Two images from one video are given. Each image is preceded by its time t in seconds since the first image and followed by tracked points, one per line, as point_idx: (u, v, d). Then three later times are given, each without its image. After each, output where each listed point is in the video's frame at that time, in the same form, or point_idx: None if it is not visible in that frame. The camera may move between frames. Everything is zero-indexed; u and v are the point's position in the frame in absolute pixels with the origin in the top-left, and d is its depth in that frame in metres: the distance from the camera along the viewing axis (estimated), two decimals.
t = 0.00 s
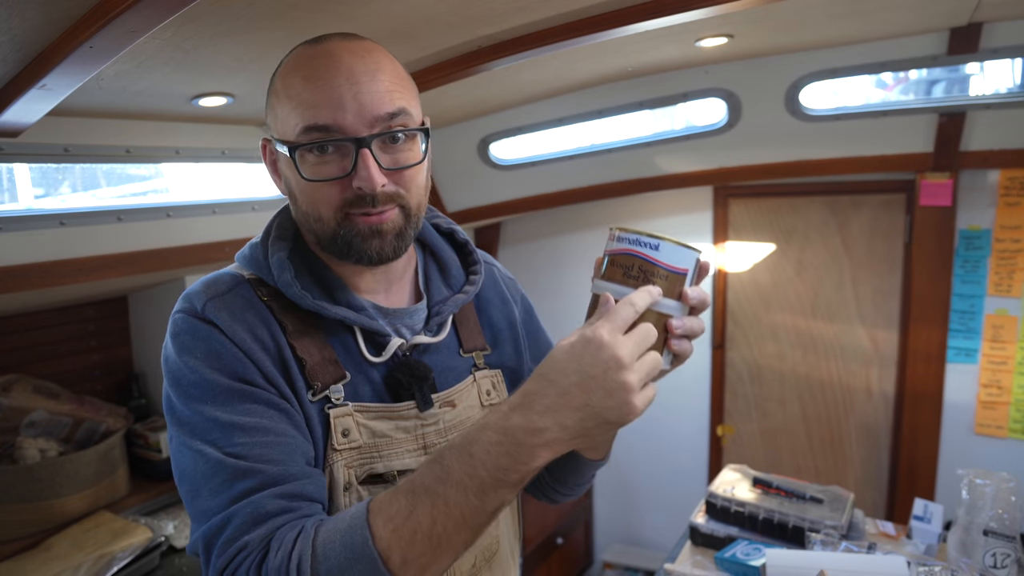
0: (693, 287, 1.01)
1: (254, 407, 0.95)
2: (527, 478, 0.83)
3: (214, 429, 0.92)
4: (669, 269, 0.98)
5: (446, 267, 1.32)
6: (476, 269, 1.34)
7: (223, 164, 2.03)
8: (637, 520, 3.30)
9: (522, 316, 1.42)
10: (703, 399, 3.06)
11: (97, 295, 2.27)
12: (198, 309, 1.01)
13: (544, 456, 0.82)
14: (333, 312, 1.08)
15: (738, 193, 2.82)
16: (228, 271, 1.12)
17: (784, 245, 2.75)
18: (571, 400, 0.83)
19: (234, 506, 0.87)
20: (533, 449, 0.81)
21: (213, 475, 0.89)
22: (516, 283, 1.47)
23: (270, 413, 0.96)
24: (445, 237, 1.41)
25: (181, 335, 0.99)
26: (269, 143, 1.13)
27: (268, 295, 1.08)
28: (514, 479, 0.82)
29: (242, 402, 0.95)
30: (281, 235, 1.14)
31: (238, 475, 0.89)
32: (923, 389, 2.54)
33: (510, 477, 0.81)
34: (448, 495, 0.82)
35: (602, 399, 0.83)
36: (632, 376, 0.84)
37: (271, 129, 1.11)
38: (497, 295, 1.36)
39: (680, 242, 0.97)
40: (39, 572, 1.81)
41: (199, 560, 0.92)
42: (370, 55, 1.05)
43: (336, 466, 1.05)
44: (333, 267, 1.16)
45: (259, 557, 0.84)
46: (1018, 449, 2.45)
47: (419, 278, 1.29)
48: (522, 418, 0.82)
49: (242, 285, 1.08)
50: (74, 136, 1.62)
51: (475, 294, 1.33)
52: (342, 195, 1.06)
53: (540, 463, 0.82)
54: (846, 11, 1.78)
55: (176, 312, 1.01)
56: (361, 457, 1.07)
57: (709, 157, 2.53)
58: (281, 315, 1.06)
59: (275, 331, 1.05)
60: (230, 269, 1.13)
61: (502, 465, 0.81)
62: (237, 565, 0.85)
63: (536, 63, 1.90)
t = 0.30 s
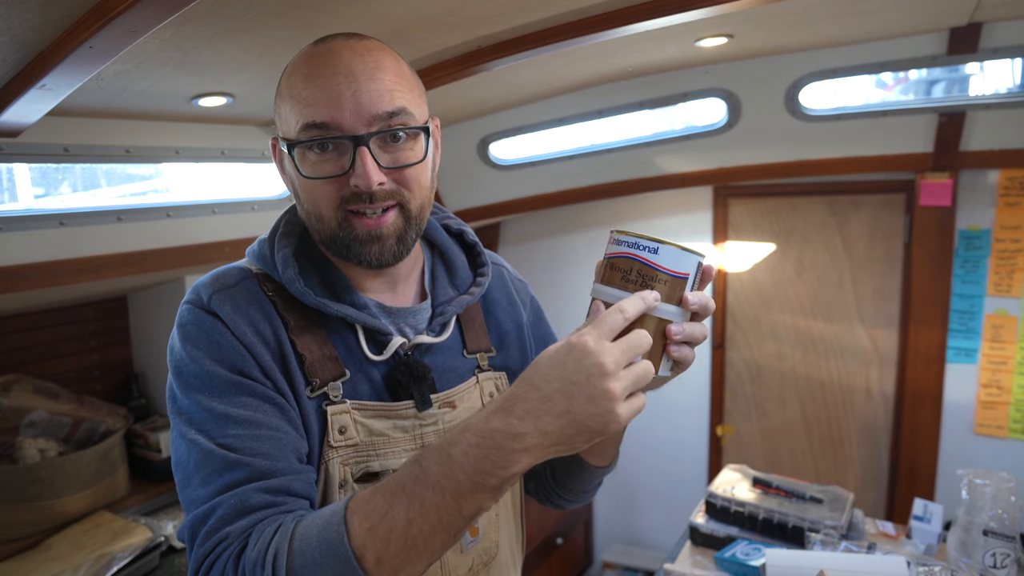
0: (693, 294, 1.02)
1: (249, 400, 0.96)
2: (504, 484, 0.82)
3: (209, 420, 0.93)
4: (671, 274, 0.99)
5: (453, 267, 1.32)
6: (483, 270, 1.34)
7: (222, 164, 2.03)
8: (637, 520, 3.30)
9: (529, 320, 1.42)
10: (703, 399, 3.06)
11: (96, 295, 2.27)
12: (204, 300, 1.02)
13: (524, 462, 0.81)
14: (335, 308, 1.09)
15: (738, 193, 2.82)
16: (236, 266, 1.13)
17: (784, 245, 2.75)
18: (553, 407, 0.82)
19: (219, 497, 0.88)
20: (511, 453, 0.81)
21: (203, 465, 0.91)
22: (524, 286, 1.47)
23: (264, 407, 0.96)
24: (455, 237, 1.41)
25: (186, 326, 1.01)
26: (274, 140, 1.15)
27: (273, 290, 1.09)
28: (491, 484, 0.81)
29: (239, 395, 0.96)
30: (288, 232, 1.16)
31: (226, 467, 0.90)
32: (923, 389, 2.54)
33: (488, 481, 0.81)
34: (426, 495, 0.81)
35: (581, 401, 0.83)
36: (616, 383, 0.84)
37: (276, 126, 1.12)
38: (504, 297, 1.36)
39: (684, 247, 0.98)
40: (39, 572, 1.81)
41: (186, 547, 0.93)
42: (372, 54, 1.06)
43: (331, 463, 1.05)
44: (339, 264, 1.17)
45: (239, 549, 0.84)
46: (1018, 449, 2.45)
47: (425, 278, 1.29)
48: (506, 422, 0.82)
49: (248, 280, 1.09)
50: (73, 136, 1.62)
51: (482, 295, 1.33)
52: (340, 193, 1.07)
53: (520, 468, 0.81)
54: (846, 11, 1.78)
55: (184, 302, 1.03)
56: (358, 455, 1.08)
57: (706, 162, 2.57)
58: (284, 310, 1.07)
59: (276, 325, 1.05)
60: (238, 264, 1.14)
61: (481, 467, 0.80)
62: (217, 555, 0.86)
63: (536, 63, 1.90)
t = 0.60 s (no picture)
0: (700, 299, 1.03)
1: (225, 403, 0.96)
2: (418, 479, 0.72)
3: (185, 420, 0.95)
4: (679, 281, 1.00)
5: (458, 266, 1.33)
6: (489, 270, 1.35)
7: (222, 164, 2.03)
8: (637, 520, 3.30)
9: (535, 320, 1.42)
10: (703, 398, 3.06)
11: (96, 295, 2.27)
12: (203, 296, 1.04)
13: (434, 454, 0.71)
14: (338, 304, 1.10)
15: (738, 193, 2.82)
16: (244, 261, 1.14)
17: (784, 245, 2.75)
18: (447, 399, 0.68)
19: (173, 499, 0.89)
20: (415, 446, 0.70)
21: (170, 464, 0.92)
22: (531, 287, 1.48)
23: (239, 411, 0.97)
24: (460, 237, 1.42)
25: (183, 321, 1.02)
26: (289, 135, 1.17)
27: (275, 288, 1.09)
28: (403, 479, 0.72)
29: (217, 396, 0.96)
30: (296, 228, 1.16)
31: (188, 469, 0.91)
32: (923, 388, 2.54)
33: (399, 476, 0.72)
34: (341, 490, 0.74)
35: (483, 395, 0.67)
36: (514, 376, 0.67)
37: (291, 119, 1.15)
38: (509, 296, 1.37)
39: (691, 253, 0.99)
40: (40, 572, 1.81)
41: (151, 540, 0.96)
42: (382, 48, 1.09)
43: (332, 459, 1.05)
44: (345, 260, 1.18)
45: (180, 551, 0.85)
46: (1018, 448, 2.45)
47: (431, 276, 1.30)
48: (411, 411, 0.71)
49: (253, 276, 1.10)
50: (73, 136, 1.61)
51: (486, 293, 1.34)
52: (344, 179, 1.08)
53: (431, 461, 0.71)
54: (845, 11, 1.78)
55: (186, 297, 1.05)
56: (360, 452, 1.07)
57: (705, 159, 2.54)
58: (287, 307, 1.08)
59: (275, 324, 1.06)
60: (246, 259, 1.15)
61: (388, 460, 0.72)
62: (163, 556, 0.87)
63: (536, 63, 1.90)
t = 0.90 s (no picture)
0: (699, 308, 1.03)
1: (232, 389, 0.97)
2: (411, 429, 0.77)
3: (193, 405, 0.96)
4: (678, 289, 1.00)
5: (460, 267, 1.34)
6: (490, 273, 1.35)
7: (223, 164, 2.03)
8: (637, 520, 3.30)
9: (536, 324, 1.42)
10: (703, 398, 3.06)
11: (96, 295, 2.27)
12: (211, 288, 1.04)
13: (420, 402, 0.77)
14: (338, 303, 1.10)
15: (738, 193, 2.82)
16: (249, 258, 1.15)
17: (784, 245, 2.75)
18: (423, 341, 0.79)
19: (179, 480, 0.91)
20: (406, 395, 0.77)
21: (177, 448, 0.93)
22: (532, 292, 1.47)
23: (246, 398, 0.97)
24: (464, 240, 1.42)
25: (191, 312, 1.03)
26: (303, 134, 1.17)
27: (279, 284, 1.09)
28: (396, 428, 0.76)
29: (224, 383, 0.97)
30: (300, 228, 1.17)
31: (195, 451, 0.92)
32: (923, 388, 2.54)
33: (392, 425, 0.76)
34: (340, 447, 0.77)
35: (450, 330, 0.77)
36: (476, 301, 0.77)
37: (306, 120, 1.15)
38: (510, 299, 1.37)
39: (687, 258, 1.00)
40: (39, 572, 1.81)
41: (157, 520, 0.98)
42: (404, 60, 1.08)
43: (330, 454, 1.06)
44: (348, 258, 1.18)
45: (185, 528, 0.87)
46: (1018, 449, 2.45)
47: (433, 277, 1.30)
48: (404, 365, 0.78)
49: (258, 271, 1.10)
50: (73, 137, 1.62)
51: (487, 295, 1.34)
52: (358, 189, 1.07)
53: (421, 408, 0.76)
54: (845, 11, 1.78)
55: (193, 289, 1.06)
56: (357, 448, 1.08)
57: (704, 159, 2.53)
58: (290, 303, 1.08)
59: (279, 319, 1.06)
60: (250, 256, 1.15)
61: (382, 411, 0.76)
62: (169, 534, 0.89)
63: (536, 63, 1.90)
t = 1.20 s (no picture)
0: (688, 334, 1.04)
1: (220, 405, 0.98)
2: (390, 480, 0.83)
3: (181, 418, 0.97)
4: (665, 316, 1.00)
5: (463, 268, 1.33)
6: (493, 274, 1.36)
7: (223, 164, 2.03)
8: (637, 519, 3.30)
9: (537, 326, 1.42)
10: (703, 398, 3.06)
11: (96, 295, 2.27)
12: (212, 292, 1.05)
13: (400, 458, 0.82)
14: (347, 303, 1.10)
15: (738, 193, 2.82)
16: (256, 255, 1.15)
17: (784, 245, 2.75)
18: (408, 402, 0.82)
19: (163, 496, 0.94)
20: (388, 447, 0.82)
21: (164, 461, 0.95)
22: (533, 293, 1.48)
23: (233, 414, 0.98)
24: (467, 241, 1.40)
25: (190, 315, 1.03)
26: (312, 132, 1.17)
27: (284, 284, 1.09)
28: (375, 479, 0.82)
29: (214, 398, 0.98)
30: (308, 226, 1.17)
31: (180, 468, 0.94)
32: (922, 388, 2.54)
33: (372, 477, 0.82)
34: (323, 492, 0.83)
35: (437, 394, 0.80)
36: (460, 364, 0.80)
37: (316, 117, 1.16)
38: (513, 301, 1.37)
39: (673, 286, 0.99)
40: (40, 572, 1.81)
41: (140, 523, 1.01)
42: (411, 52, 1.09)
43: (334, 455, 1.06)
44: (354, 258, 1.18)
45: (168, 546, 0.91)
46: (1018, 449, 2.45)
47: (437, 278, 1.29)
48: (390, 419, 0.83)
49: (263, 272, 1.11)
50: (73, 137, 1.62)
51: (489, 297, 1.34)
52: (365, 178, 1.07)
53: (401, 465, 0.82)
54: (845, 11, 1.78)
55: (196, 290, 1.06)
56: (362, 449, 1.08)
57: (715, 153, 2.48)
58: (295, 303, 1.08)
59: (282, 321, 1.07)
60: (258, 253, 1.16)
61: (364, 463, 0.82)
62: (152, 547, 0.93)
63: (536, 62, 1.90)
